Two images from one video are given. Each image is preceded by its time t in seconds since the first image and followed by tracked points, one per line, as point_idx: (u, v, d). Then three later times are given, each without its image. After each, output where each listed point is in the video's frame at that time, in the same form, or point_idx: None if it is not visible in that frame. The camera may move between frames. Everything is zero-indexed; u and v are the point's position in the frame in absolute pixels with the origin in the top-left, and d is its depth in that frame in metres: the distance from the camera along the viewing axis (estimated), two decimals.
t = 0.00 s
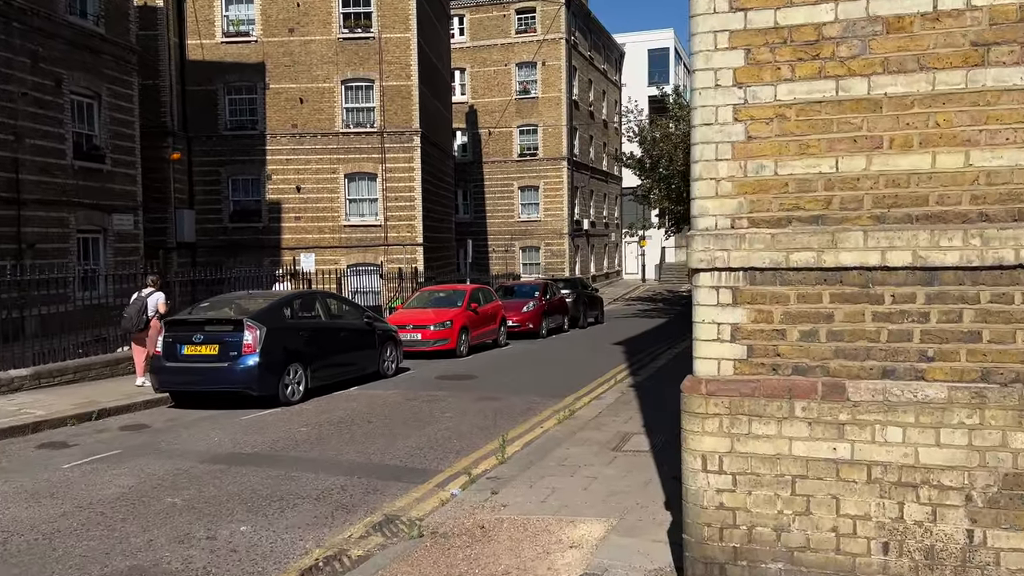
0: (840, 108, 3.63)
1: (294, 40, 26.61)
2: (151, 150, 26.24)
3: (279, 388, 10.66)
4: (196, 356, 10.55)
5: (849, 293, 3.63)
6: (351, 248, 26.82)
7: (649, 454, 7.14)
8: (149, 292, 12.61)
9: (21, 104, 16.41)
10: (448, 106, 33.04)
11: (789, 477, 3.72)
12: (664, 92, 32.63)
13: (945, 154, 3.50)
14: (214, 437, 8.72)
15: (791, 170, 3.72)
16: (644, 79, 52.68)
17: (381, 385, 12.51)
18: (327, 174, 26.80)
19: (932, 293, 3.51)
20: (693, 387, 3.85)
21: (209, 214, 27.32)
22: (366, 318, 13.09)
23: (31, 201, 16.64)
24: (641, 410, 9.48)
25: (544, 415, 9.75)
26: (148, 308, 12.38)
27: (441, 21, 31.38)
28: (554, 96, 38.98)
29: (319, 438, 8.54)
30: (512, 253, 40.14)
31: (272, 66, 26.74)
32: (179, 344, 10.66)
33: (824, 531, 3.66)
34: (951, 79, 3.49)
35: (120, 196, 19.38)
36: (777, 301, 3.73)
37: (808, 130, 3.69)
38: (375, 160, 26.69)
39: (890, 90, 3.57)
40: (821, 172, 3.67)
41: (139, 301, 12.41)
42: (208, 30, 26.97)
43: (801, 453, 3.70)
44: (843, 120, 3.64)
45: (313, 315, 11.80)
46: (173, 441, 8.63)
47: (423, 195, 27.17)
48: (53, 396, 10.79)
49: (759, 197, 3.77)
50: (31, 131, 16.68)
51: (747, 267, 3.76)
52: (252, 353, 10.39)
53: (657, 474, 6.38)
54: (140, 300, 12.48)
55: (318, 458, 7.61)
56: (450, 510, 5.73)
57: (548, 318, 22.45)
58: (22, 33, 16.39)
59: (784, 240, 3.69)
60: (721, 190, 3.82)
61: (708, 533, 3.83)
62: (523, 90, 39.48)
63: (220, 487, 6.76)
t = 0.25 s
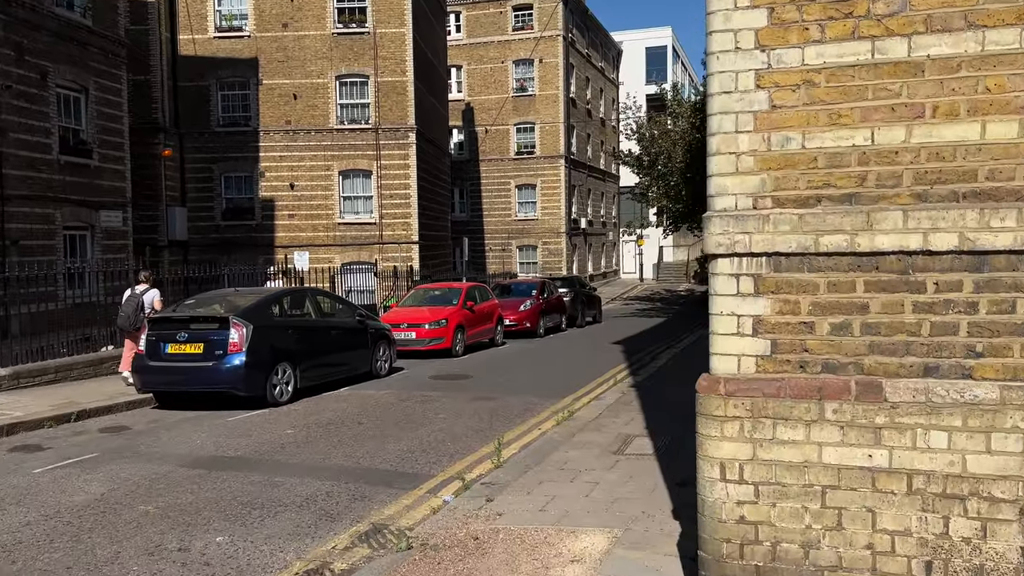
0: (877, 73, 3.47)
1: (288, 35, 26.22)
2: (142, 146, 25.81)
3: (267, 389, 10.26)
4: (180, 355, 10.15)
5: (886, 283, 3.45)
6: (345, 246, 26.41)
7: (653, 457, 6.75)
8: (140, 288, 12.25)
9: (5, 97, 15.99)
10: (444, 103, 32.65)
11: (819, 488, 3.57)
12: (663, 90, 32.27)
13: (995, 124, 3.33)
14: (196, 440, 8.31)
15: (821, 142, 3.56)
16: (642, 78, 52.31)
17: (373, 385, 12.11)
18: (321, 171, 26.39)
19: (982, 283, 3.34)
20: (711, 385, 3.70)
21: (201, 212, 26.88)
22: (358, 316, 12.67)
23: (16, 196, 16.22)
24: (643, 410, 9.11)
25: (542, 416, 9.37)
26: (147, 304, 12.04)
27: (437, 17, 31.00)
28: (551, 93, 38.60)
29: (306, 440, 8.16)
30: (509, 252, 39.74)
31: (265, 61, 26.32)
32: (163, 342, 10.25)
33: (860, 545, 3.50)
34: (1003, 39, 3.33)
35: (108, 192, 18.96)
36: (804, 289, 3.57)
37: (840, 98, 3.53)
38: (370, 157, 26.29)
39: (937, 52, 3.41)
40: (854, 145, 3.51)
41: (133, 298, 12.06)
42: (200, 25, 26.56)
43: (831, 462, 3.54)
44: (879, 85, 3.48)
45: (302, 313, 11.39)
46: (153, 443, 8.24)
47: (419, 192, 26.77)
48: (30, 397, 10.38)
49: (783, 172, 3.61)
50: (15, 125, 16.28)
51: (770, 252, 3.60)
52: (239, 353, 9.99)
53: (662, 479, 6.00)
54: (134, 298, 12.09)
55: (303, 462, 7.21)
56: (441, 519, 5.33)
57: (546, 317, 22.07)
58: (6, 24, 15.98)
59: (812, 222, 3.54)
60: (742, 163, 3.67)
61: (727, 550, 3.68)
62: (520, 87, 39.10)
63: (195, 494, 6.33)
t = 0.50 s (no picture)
0: (933, 45, 3.39)
1: (282, 31, 25.83)
2: (133, 144, 25.35)
3: (256, 394, 9.87)
4: (165, 359, 9.74)
5: (943, 282, 3.37)
6: (340, 246, 26.01)
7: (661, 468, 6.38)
8: (137, 288, 13.21)
9: None
10: (441, 101, 32.27)
11: (863, 517, 3.49)
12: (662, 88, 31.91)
13: None
14: (179, 448, 7.93)
15: (869, 124, 3.49)
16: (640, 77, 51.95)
17: (367, 389, 11.73)
18: (316, 170, 26.00)
19: None
20: (744, 396, 3.65)
21: (193, 211, 26.44)
22: (352, 318, 12.28)
23: None
24: (648, 416, 8.75)
25: (542, 422, 9.02)
26: (144, 303, 13.00)
27: (433, 14, 30.63)
28: (549, 91, 38.23)
29: (296, 449, 7.80)
30: (507, 252, 39.34)
31: (259, 58, 25.93)
32: (147, 345, 9.85)
33: None
34: None
35: (96, 190, 18.52)
36: (848, 290, 3.50)
37: (889, 72, 3.46)
38: (365, 155, 25.89)
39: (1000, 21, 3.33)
40: (905, 125, 3.44)
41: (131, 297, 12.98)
42: (192, 21, 26.14)
43: (876, 486, 3.47)
44: (936, 58, 3.41)
45: (293, 314, 11.00)
46: (136, 451, 7.86)
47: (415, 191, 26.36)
48: (9, 403, 9.98)
49: (826, 158, 3.55)
50: None
51: (810, 249, 3.54)
52: (225, 356, 9.58)
53: (672, 493, 5.65)
54: (132, 297, 13.04)
55: (292, 473, 6.83)
56: (436, 539, 4.93)
57: (544, 318, 21.70)
58: None
59: (856, 216, 3.48)
60: (779, 147, 3.61)
61: None
62: (517, 86, 38.71)
63: (173, 509, 5.93)
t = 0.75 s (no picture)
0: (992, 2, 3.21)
1: (275, 27, 25.46)
2: (124, 140, 24.87)
3: (244, 395, 9.52)
4: (149, 359, 9.37)
5: (1005, 270, 3.17)
6: (334, 244, 25.64)
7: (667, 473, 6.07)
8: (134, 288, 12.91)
9: None
10: (438, 98, 31.90)
11: (912, 540, 3.30)
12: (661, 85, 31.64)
13: None
14: (160, 452, 7.55)
15: (918, 91, 3.30)
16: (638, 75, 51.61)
17: (359, 390, 11.36)
18: (310, 167, 25.64)
19: None
20: (774, 396, 3.46)
21: (185, 209, 26.05)
22: (344, 316, 11.92)
23: None
24: (650, 419, 8.40)
25: (540, 425, 8.67)
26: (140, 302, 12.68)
27: (429, 10, 30.29)
28: (546, 89, 37.88)
29: (283, 453, 7.44)
30: (504, 251, 38.98)
31: (252, 54, 25.57)
32: (130, 345, 9.48)
33: None
34: None
35: (84, 187, 18.14)
36: (896, 280, 3.30)
37: (942, 31, 3.28)
38: (360, 153, 25.53)
39: None
40: (961, 91, 3.25)
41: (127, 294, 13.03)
42: (184, 16, 25.74)
43: (928, 506, 3.27)
44: (996, 14, 3.22)
45: (283, 313, 10.64)
46: (115, 455, 7.49)
47: (411, 188, 26.00)
48: None
49: (870, 129, 3.36)
50: None
51: (850, 233, 3.35)
52: (212, 356, 9.22)
53: (681, 502, 5.31)
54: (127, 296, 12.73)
55: (277, 480, 6.47)
56: (429, 555, 4.56)
57: (542, 318, 21.36)
58: None
59: (904, 195, 3.29)
60: (815, 118, 3.41)
61: None
62: (514, 83, 38.36)
63: (147, 518, 5.56)
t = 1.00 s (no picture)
0: None
1: (267, 22, 25.06)
2: (114, 137, 24.43)
3: (229, 399, 9.17)
4: (129, 362, 9.00)
5: None
6: (328, 243, 25.26)
7: (671, 484, 5.75)
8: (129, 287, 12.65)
9: None
10: (433, 96, 31.51)
11: None
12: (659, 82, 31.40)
13: None
14: (136, 460, 7.20)
15: (974, 57, 3.12)
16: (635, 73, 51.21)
17: (349, 393, 11.01)
18: (303, 165, 25.27)
19: None
20: (805, 414, 3.29)
21: (176, 207, 25.65)
22: (333, 317, 11.55)
23: None
24: (650, 424, 8.07)
25: (535, 431, 8.33)
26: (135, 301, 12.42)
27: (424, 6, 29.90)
28: (543, 87, 37.50)
29: (264, 461, 7.09)
30: (500, 250, 38.62)
31: (244, 50, 25.17)
32: (110, 348, 9.11)
33: None
34: None
35: (70, 184, 17.74)
36: (949, 276, 3.13)
37: None
38: (354, 150, 25.16)
39: None
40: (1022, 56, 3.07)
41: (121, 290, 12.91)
42: (175, 12, 25.33)
43: (984, 543, 3.10)
44: None
45: (270, 313, 10.28)
46: (88, 463, 7.12)
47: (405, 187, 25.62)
48: None
49: (921, 101, 3.17)
50: None
51: (893, 224, 3.18)
52: (194, 359, 8.86)
53: (686, 518, 4.97)
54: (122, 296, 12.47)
55: (255, 491, 6.09)
56: None
57: (538, 318, 21.01)
58: None
59: (957, 179, 3.11)
60: (856, 91, 3.23)
61: None
62: (510, 81, 37.98)
63: (114, 535, 5.19)
